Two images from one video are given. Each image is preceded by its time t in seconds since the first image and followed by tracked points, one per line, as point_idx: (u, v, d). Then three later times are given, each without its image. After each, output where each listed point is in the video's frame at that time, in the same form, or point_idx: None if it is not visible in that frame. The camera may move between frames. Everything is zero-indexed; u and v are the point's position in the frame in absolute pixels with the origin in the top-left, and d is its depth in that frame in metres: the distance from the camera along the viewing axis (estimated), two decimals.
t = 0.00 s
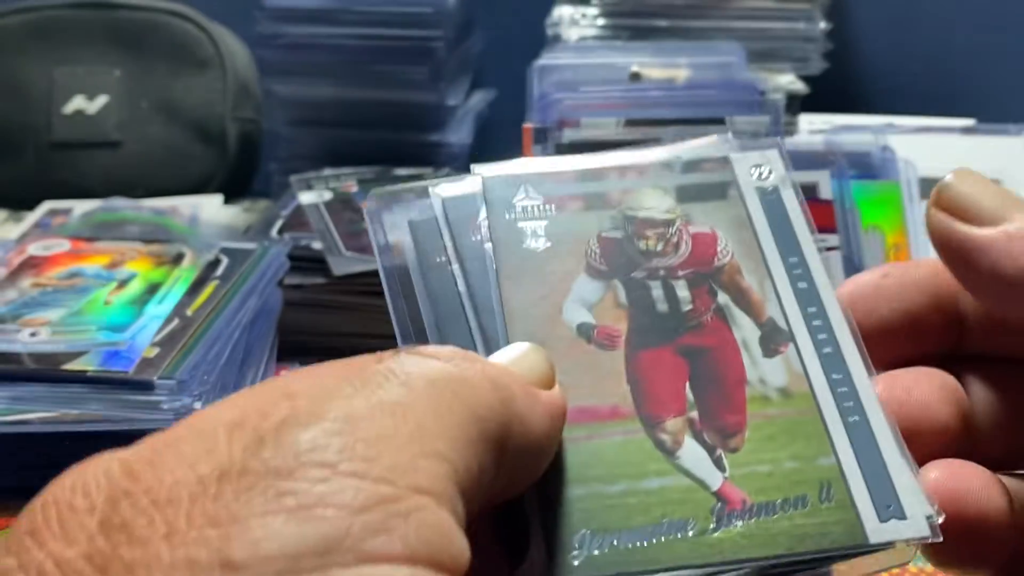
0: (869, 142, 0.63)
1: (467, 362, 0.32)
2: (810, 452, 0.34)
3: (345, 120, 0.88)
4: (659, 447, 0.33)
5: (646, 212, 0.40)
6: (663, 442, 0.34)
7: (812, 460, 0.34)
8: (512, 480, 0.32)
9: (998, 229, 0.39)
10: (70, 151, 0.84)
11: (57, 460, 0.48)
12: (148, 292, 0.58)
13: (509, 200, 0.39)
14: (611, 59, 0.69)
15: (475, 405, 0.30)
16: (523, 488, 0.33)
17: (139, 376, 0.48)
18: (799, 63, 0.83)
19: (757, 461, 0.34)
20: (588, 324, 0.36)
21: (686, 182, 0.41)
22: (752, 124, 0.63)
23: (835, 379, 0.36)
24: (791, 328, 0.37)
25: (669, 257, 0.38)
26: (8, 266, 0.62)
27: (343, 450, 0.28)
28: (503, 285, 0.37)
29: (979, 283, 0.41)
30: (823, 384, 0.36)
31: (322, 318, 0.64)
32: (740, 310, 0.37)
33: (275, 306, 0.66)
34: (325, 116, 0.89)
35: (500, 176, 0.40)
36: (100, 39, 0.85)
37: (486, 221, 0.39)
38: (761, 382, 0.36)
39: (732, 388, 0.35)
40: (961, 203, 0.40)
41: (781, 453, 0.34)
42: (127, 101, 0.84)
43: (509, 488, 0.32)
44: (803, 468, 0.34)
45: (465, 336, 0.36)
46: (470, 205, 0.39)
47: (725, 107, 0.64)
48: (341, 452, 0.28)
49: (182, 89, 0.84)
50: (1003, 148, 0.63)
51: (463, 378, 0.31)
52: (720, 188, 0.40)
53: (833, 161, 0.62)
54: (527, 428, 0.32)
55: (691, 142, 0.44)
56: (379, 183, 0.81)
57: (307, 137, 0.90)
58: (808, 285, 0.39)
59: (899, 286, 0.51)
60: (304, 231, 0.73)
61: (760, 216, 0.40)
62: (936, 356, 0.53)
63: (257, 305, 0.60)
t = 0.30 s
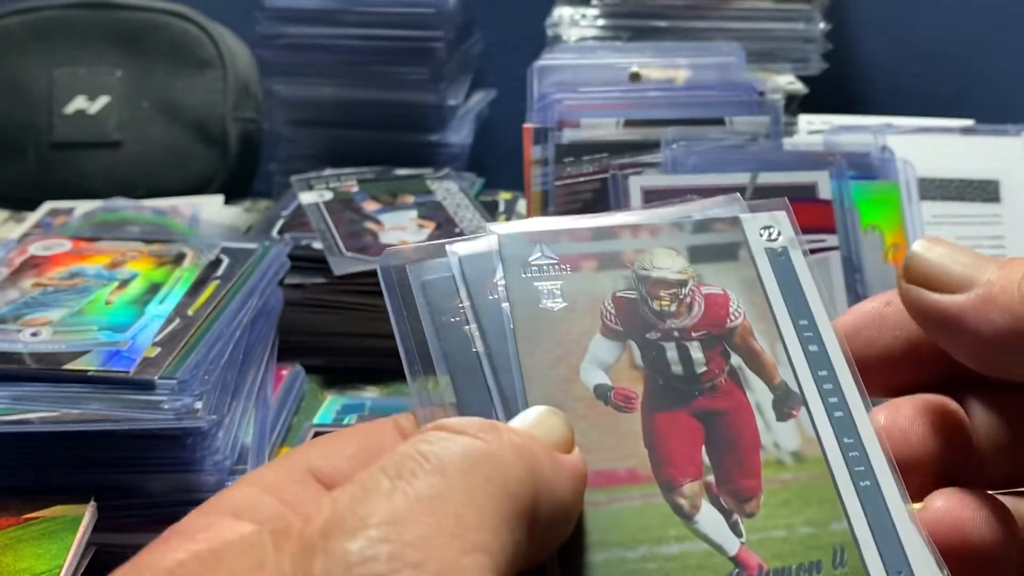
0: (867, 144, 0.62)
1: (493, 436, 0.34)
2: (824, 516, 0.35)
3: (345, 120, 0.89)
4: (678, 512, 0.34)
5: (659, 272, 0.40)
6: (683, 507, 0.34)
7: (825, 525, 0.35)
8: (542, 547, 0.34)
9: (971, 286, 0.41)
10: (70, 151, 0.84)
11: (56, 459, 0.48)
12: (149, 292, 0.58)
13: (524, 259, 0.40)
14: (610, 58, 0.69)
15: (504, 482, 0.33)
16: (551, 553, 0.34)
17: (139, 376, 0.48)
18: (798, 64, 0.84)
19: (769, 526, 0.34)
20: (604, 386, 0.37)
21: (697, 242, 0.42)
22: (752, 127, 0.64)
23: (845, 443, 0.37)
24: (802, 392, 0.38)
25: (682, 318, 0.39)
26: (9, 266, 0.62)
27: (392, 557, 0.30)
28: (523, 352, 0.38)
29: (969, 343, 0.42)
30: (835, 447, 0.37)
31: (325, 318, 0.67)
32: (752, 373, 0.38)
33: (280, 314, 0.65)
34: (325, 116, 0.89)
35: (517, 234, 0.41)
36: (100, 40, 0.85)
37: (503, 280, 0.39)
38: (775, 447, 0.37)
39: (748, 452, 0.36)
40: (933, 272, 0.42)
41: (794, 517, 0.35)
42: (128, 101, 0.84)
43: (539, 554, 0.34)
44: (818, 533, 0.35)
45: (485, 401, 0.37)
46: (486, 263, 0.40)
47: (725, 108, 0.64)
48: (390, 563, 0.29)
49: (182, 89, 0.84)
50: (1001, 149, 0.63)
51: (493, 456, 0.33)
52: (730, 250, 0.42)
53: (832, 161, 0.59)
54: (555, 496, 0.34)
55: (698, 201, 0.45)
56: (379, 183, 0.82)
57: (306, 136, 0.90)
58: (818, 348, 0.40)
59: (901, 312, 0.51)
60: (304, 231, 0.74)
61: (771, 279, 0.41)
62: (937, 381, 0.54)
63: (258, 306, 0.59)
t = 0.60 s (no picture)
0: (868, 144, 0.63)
1: (500, 458, 0.33)
2: (824, 542, 0.34)
3: (344, 120, 0.89)
4: (678, 533, 0.34)
5: (664, 296, 0.41)
6: (683, 528, 0.34)
7: (825, 552, 0.34)
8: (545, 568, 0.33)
9: (942, 346, 0.38)
10: (71, 151, 0.84)
11: (57, 458, 0.48)
12: (149, 292, 0.58)
13: (531, 280, 0.40)
14: (610, 58, 0.69)
15: (514, 510, 0.32)
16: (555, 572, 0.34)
17: (139, 376, 0.48)
18: (797, 64, 0.84)
19: (772, 550, 0.34)
20: (608, 408, 0.37)
21: (704, 269, 0.42)
22: (751, 128, 0.64)
23: (846, 470, 0.36)
24: (805, 419, 0.38)
25: (687, 343, 0.39)
26: (9, 265, 0.62)
27: None
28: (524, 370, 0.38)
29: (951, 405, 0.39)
30: (838, 474, 0.36)
31: (327, 318, 0.67)
32: (755, 399, 0.38)
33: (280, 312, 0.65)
34: (326, 116, 0.89)
35: (526, 255, 0.41)
36: (101, 40, 0.85)
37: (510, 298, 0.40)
38: (777, 472, 0.36)
39: (749, 477, 0.36)
40: (896, 331, 0.39)
41: (795, 542, 0.34)
42: (129, 101, 0.84)
43: None
44: (818, 559, 0.34)
45: (489, 422, 0.38)
46: (493, 284, 0.40)
47: (725, 108, 0.64)
48: None
49: (182, 89, 0.84)
50: (1001, 149, 0.63)
51: (500, 480, 0.33)
52: (735, 277, 0.42)
53: (833, 161, 0.59)
54: (561, 518, 0.33)
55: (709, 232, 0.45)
56: (379, 183, 0.82)
57: (307, 136, 0.90)
58: (821, 376, 0.39)
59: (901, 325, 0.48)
60: (305, 231, 0.74)
61: (775, 306, 0.41)
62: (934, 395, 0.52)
63: (258, 306, 0.59)
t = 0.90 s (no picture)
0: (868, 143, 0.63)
1: (512, 466, 0.34)
2: (829, 552, 0.34)
3: (344, 120, 0.89)
4: (681, 540, 0.34)
5: (669, 309, 0.41)
6: (685, 535, 0.34)
7: (831, 561, 0.33)
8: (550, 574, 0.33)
9: (936, 371, 0.37)
10: (71, 150, 0.84)
11: (58, 458, 0.48)
12: (149, 292, 0.58)
13: (537, 291, 0.41)
14: (610, 58, 0.69)
15: (523, 520, 0.32)
16: None
17: (139, 376, 0.48)
18: (797, 64, 0.84)
19: (778, 558, 0.33)
20: (612, 415, 0.37)
21: (709, 283, 0.42)
22: (751, 127, 0.63)
23: (852, 480, 0.36)
24: (810, 430, 0.37)
25: (691, 354, 0.39)
26: (9, 265, 0.62)
27: None
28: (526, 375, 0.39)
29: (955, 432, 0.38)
30: (842, 487, 0.36)
31: (327, 318, 0.67)
32: (761, 410, 0.38)
33: (280, 312, 0.65)
34: (326, 116, 0.89)
35: (531, 267, 0.42)
36: (102, 40, 0.85)
37: (514, 309, 0.41)
38: (781, 482, 0.36)
39: (754, 486, 0.36)
40: (887, 359, 0.38)
41: (800, 551, 0.34)
42: (129, 100, 0.84)
43: None
44: (823, 568, 0.33)
45: (489, 429, 0.38)
46: (499, 296, 0.41)
47: (725, 107, 0.64)
48: None
49: (182, 89, 0.84)
50: (1001, 148, 0.63)
51: (510, 487, 0.33)
52: (740, 291, 0.42)
53: (833, 161, 0.59)
54: (570, 527, 0.33)
55: (715, 249, 0.46)
56: (379, 183, 0.82)
57: (307, 136, 0.90)
58: (826, 389, 0.39)
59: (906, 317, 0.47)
60: (305, 231, 0.74)
61: (781, 321, 0.41)
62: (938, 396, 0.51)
63: (258, 305, 0.59)
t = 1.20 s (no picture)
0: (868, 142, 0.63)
1: (518, 467, 0.33)
2: (833, 552, 0.34)
3: (345, 119, 0.89)
4: (685, 541, 0.34)
5: (674, 309, 0.41)
6: (690, 536, 0.34)
7: (835, 562, 0.33)
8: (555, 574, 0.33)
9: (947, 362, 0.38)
10: (71, 150, 0.84)
11: (58, 457, 0.48)
12: (149, 292, 0.58)
13: (541, 291, 0.41)
14: (610, 57, 0.69)
15: (529, 523, 0.32)
16: None
17: (139, 376, 0.48)
18: (797, 63, 0.84)
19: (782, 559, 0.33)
20: (615, 417, 0.37)
21: (714, 282, 0.42)
22: (752, 126, 0.63)
23: (857, 481, 0.36)
24: (815, 430, 0.38)
25: (696, 354, 0.39)
26: (9, 265, 0.62)
27: None
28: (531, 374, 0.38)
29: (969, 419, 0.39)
30: (848, 487, 0.36)
31: (327, 319, 0.67)
32: (766, 410, 0.38)
33: (280, 311, 0.65)
34: (326, 116, 0.89)
35: (536, 266, 0.41)
36: (101, 39, 0.85)
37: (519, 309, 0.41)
38: (786, 482, 0.36)
39: (757, 486, 0.36)
40: (900, 352, 0.39)
41: (804, 552, 0.34)
42: (128, 100, 0.84)
43: None
44: (826, 569, 0.33)
45: (493, 429, 0.38)
46: (503, 295, 0.42)
47: (725, 107, 0.64)
48: None
49: (182, 89, 0.84)
50: (1000, 148, 0.63)
51: (517, 489, 0.32)
52: (746, 290, 0.41)
53: (833, 160, 0.59)
54: (575, 528, 0.33)
55: (722, 249, 0.45)
56: (378, 183, 0.81)
57: (307, 136, 0.90)
58: (832, 388, 0.39)
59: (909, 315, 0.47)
60: (305, 230, 0.73)
61: (787, 320, 0.41)
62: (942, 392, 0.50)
63: (258, 304, 0.59)
